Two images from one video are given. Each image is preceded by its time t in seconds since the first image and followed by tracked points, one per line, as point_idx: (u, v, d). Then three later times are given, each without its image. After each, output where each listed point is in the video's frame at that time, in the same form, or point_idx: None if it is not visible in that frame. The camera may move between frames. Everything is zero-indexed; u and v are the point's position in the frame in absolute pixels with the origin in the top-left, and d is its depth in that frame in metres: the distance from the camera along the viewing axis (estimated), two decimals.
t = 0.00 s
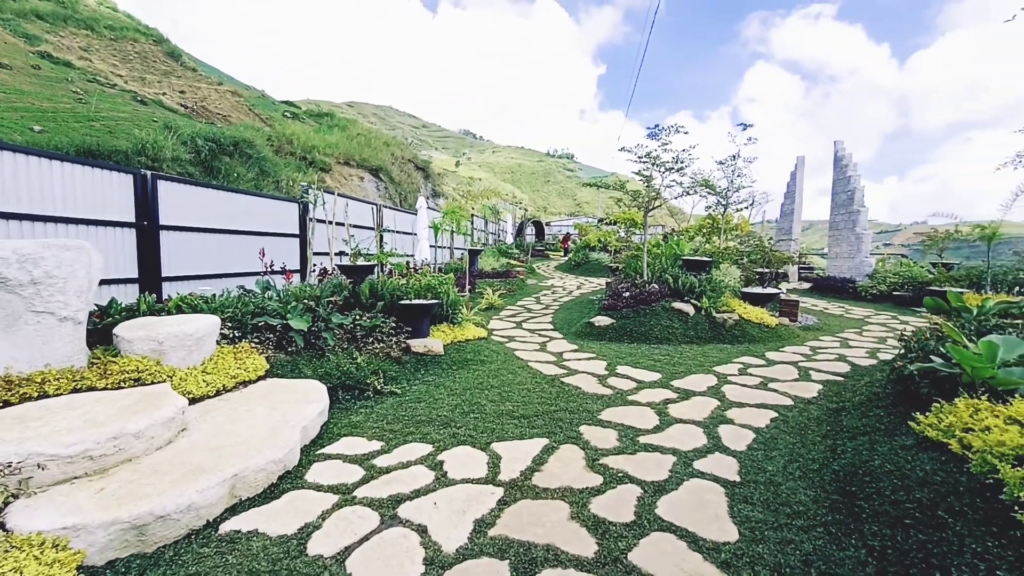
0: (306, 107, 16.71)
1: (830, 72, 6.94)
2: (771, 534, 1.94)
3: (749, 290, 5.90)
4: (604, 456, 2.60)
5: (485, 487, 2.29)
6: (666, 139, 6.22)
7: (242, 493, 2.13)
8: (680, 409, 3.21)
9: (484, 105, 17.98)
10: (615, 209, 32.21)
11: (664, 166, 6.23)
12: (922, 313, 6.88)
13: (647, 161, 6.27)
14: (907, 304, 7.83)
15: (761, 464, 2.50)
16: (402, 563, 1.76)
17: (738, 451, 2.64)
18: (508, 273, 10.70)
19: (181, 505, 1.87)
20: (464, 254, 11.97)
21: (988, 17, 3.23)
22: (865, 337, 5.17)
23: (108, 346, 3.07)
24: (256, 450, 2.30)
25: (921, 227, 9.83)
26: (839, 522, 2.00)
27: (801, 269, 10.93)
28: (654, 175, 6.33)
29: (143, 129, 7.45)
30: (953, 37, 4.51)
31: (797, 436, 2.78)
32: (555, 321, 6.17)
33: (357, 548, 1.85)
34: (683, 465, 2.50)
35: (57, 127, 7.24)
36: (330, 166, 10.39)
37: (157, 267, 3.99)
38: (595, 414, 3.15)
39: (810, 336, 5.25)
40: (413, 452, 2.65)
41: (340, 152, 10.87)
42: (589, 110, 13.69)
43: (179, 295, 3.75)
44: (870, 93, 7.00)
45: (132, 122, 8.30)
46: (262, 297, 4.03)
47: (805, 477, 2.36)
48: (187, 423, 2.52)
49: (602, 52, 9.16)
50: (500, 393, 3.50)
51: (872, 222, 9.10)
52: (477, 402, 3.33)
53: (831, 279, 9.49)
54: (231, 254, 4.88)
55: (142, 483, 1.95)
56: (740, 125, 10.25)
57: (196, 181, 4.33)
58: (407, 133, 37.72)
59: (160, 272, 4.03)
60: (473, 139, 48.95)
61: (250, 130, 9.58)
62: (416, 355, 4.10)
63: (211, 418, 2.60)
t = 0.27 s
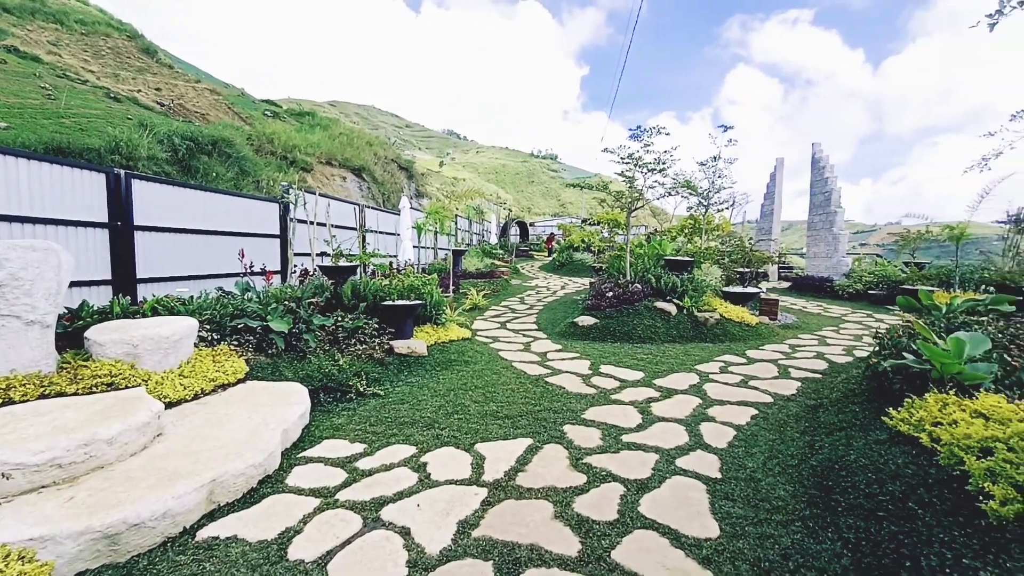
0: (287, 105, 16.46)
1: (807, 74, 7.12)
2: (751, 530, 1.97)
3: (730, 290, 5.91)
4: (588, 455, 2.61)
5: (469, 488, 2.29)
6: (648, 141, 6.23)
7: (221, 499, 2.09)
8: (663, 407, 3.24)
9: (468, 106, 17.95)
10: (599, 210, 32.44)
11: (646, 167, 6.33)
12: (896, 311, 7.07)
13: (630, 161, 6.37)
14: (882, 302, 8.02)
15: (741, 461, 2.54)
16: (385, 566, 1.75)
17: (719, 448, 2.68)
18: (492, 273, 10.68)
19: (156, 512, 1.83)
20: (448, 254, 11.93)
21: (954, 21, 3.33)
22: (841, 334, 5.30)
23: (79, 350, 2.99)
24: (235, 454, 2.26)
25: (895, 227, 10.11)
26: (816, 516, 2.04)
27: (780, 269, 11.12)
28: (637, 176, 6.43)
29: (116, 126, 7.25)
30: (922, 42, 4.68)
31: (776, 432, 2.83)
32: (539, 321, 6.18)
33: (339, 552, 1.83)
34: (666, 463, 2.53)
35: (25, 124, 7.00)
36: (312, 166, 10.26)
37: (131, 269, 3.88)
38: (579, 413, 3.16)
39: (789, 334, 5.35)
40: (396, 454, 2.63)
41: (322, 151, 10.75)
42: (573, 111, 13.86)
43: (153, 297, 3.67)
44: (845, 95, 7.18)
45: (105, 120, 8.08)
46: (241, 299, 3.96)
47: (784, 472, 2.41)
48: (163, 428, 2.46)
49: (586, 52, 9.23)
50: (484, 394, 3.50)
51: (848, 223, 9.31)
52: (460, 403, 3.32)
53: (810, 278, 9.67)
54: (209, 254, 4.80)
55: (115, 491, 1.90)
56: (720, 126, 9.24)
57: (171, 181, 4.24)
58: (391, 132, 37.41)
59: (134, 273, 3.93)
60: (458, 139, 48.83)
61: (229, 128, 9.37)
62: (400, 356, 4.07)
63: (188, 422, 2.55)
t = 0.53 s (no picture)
0: (266, 102, 16.15)
1: (786, 76, 7.32)
2: (732, 525, 2.00)
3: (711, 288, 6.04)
4: (571, 454, 2.62)
5: (452, 489, 2.28)
6: (631, 141, 6.25)
7: (198, 504, 2.04)
8: (646, 405, 3.27)
9: (452, 107, 17.89)
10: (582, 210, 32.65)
11: (628, 167, 6.38)
12: (871, 309, 7.26)
13: (612, 161, 6.42)
14: (858, 300, 8.11)
15: (722, 457, 2.58)
16: (367, 569, 1.73)
17: (700, 445, 2.71)
18: (476, 273, 10.65)
19: (129, 520, 1.77)
20: (431, 254, 11.88)
21: (922, 27, 3.44)
22: (819, 332, 5.42)
23: (46, 353, 2.89)
24: (212, 458, 2.21)
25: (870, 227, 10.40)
26: (794, 510, 2.08)
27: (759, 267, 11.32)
28: (620, 176, 6.48)
29: (87, 121, 7.02)
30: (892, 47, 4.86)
31: (756, 429, 2.88)
32: (523, 321, 6.18)
33: (321, 555, 1.80)
34: (648, 460, 2.55)
35: None
36: (293, 164, 10.11)
37: (103, 269, 3.78)
38: (562, 412, 3.17)
39: (768, 332, 5.45)
40: (379, 455, 2.61)
41: (303, 149, 10.60)
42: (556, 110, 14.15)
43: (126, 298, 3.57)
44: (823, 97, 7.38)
45: (75, 115, 7.81)
46: (218, 300, 3.88)
47: (764, 468, 2.45)
48: (136, 432, 2.40)
49: (569, 52, 9.29)
50: (467, 393, 3.48)
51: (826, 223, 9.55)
52: (444, 403, 3.31)
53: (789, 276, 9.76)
54: (185, 254, 4.69)
55: (85, 498, 1.84)
56: (703, 126, 10.10)
57: (145, 178, 4.14)
58: (373, 131, 37.02)
59: (107, 274, 3.83)
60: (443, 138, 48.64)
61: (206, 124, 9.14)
62: (382, 357, 4.03)
63: (163, 426, 2.49)
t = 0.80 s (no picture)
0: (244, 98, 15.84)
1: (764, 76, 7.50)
2: (713, 519, 2.02)
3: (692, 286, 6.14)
4: (554, 451, 2.63)
5: (434, 488, 2.26)
6: (613, 139, 6.35)
7: (172, 510, 1.99)
8: (628, 402, 3.30)
9: (434, 105, 17.79)
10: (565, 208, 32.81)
11: (610, 165, 6.43)
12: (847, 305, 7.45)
13: (593, 159, 6.44)
14: (833, 296, 8.33)
15: (703, 452, 2.61)
16: (348, 571, 1.70)
17: (682, 440, 2.75)
18: (458, 271, 10.61)
19: (99, 527, 1.72)
20: (414, 252, 11.84)
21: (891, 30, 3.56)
22: (797, 328, 5.53)
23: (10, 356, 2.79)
24: (188, 462, 2.16)
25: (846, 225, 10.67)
26: (772, 503, 2.12)
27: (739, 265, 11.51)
28: (601, 174, 6.52)
29: (55, 115, 6.79)
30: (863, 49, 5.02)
31: (736, 423, 2.93)
32: (506, 319, 6.18)
33: (301, 559, 1.77)
34: (631, 456, 2.57)
35: None
36: (271, 161, 9.96)
37: (71, 269, 3.67)
38: (545, 410, 3.18)
39: (747, 328, 5.54)
40: (360, 456, 2.58)
41: (283, 146, 10.45)
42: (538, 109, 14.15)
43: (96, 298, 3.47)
44: (799, 97, 7.54)
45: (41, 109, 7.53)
46: (194, 299, 3.80)
47: (743, 462, 2.49)
48: (107, 437, 2.33)
49: (551, 51, 9.33)
50: (450, 392, 3.47)
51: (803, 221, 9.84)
52: (427, 403, 3.29)
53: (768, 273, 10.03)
54: (159, 253, 4.58)
55: (52, 507, 1.77)
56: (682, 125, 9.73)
57: (116, 175, 4.02)
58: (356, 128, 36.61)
59: (76, 273, 3.72)
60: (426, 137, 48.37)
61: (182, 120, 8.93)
62: (364, 356, 3.98)
63: (136, 430, 2.42)
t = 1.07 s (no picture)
0: (220, 92, 15.44)
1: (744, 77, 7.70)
2: (693, 516, 2.05)
3: (673, 284, 6.23)
4: (536, 450, 2.63)
5: (415, 489, 2.24)
6: (595, 138, 6.35)
7: (143, 516, 1.93)
8: (610, 399, 3.32)
9: (417, 103, 17.65)
10: (548, 207, 32.94)
11: (592, 164, 6.46)
12: (823, 303, 7.63)
13: (575, 158, 6.46)
14: (810, 295, 8.50)
15: (683, 449, 2.64)
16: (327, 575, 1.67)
17: (662, 437, 2.78)
18: (440, 270, 10.55)
19: (64, 536, 1.65)
20: (395, 250, 11.76)
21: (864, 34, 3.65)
22: (775, 325, 5.64)
23: None
24: (159, 465, 2.10)
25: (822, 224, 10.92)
26: (751, 498, 2.15)
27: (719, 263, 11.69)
28: (583, 172, 6.55)
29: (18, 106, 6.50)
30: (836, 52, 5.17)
31: (715, 420, 2.97)
32: (488, 317, 6.18)
33: (278, 562, 1.73)
34: (612, 454, 2.59)
35: None
36: (249, 157, 9.77)
37: (35, 266, 3.53)
38: (528, 408, 3.18)
39: (726, 326, 5.64)
40: (340, 457, 2.54)
41: (261, 142, 10.26)
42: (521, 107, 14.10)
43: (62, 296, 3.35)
44: (777, 98, 7.75)
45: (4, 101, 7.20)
46: (168, 298, 3.70)
47: (722, 458, 2.53)
48: (73, 442, 2.24)
49: (533, 49, 9.36)
50: (433, 391, 3.46)
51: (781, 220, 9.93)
52: (408, 402, 3.27)
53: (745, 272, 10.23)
54: (131, 251, 4.45)
55: (12, 516, 1.70)
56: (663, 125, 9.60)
57: (84, 169, 3.89)
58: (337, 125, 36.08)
59: (41, 271, 3.59)
60: (409, 134, 48.03)
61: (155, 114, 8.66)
62: (344, 356, 3.93)
63: (105, 434, 2.34)
